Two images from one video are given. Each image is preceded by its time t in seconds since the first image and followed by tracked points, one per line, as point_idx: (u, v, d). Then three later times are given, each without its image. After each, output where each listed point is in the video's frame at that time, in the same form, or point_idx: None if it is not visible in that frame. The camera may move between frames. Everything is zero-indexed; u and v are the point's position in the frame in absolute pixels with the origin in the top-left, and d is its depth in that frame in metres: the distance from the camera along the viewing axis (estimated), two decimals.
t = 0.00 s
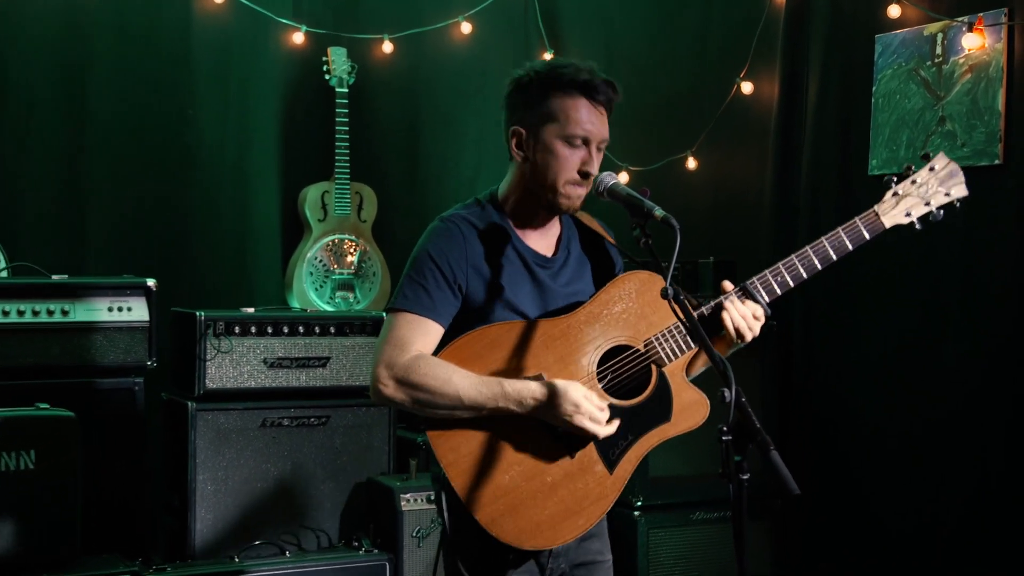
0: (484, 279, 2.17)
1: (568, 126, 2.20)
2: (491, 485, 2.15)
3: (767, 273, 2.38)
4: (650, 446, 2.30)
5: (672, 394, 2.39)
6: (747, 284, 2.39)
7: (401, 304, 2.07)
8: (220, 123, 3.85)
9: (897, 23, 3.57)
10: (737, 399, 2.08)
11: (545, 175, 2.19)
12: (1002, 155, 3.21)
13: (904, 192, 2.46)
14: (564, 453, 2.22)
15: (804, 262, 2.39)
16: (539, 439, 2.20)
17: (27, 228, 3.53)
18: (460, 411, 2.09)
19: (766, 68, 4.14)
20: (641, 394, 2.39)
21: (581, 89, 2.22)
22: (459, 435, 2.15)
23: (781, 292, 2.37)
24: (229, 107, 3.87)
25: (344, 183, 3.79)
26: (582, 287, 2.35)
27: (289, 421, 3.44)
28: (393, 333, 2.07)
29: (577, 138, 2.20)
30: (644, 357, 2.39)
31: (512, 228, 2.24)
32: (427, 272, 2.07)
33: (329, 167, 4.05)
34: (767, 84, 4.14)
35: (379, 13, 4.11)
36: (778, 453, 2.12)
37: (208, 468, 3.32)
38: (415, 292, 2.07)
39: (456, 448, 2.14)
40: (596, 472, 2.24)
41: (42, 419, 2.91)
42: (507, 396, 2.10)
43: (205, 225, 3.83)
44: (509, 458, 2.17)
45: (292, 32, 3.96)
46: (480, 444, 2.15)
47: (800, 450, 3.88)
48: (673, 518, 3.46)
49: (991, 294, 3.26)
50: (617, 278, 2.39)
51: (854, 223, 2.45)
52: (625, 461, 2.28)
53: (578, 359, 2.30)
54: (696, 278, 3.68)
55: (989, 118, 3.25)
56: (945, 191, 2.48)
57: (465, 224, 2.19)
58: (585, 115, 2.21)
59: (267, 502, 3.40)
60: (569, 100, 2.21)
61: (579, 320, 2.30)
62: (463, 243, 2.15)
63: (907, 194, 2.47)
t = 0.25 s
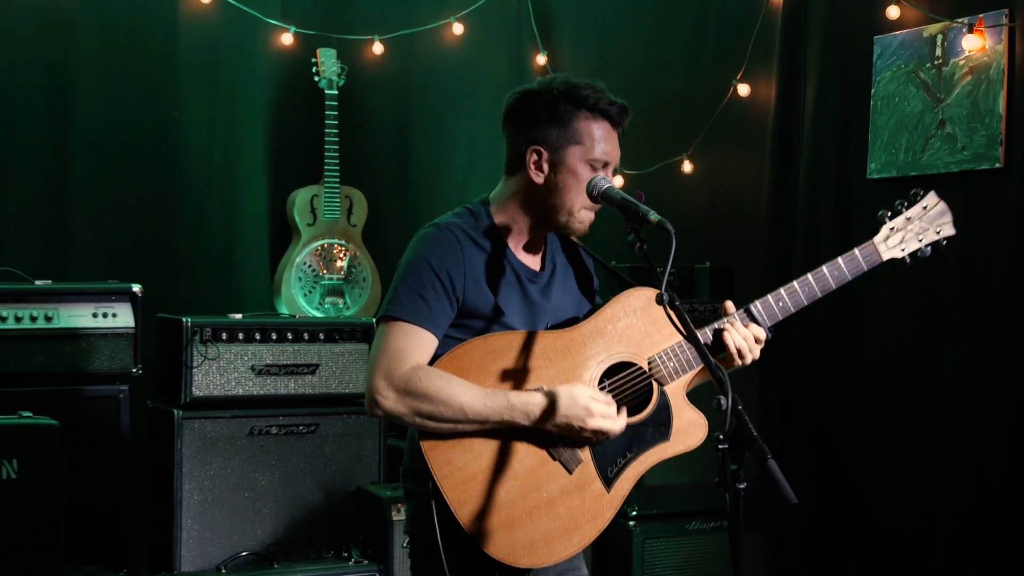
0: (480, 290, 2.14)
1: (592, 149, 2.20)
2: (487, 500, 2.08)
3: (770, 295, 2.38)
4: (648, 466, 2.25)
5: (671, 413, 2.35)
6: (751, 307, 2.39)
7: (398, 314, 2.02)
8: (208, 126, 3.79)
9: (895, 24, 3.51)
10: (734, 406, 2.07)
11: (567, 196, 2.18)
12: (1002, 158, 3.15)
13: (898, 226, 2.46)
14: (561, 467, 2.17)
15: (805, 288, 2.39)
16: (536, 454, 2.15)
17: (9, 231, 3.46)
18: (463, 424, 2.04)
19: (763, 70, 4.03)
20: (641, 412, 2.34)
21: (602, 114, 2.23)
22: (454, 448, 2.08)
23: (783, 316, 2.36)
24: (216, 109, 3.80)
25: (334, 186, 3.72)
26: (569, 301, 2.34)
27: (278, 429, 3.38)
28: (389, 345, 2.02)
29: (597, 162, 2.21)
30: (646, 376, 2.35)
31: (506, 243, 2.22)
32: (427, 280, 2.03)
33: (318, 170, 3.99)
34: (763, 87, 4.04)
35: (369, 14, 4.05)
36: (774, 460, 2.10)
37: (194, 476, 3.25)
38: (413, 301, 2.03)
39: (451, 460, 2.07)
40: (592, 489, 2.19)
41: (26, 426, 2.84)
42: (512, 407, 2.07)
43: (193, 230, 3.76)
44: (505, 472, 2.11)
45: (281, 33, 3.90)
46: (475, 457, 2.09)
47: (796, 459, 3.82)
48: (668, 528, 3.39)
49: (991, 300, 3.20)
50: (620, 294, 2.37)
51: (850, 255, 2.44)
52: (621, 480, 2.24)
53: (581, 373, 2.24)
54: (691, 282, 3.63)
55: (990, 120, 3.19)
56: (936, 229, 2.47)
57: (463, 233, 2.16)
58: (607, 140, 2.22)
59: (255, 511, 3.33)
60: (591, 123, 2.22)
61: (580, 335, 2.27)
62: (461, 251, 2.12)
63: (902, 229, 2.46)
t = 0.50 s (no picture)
0: (483, 283, 2.09)
1: (582, 127, 2.20)
2: (493, 499, 2.02)
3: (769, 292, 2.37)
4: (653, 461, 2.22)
5: (673, 409, 2.32)
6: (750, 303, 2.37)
7: (406, 307, 1.96)
8: (195, 128, 3.73)
9: (894, 25, 3.46)
10: (728, 413, 2.05)
11: (563, 174, 2.17)
12: (1002, 161, 3.10)
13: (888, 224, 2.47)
14: (569, 465, 2.13)
15: (802, 285, 2.38)
16: (540, 450, 2.11)
17: None
18: (477, 414, 2.00)
19: (760, 71, 4.01)
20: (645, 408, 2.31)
21: (586, 91, 2.24)
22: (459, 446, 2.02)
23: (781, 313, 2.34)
24: (204, 110, 3.75)
25: (324, 189, 3.66)
26: (564, 291, 2.29)
27: (267, 436, 3.32)
28: (398, 339, 1.96)
29: (589, 140, 2.21)
30: (650, 372, 2.32)
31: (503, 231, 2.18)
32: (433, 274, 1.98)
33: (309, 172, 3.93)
34: (760, 89, 4.02)
35: (360, 15, 3.99)
36: (770, 468, 2.04)
37: (181, 484, 3.19)
38: (420, 294, 1.97)
39: (456, 456, 2.01)
40: (598, 487, 2.15)
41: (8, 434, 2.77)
42: (526, 388, 2.05)
43: (180, 233, 3.71)
44: (510, 470, 2.06)
45: (270, 33, 3.84)
46: (479, 454, 2.04)
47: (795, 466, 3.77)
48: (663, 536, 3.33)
49: (991, 304, 3.15)
50: (622, 292, 2.34)
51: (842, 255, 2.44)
52: (626, 476, 2.20)
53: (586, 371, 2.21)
54: (686, 286, 3.59)
55: (989, 123, 3.14)
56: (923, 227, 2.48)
57: (462, 224, 2.10)
58: (595, 117, 2.22)
59: (243, 520, 3.27)
60: (579, 102, 2.22)
61: (583, 330, 2.23)
62: (462, 243, 2.07)
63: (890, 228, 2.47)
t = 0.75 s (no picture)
0: (473, 289, 2.11)
1: (576, 142, 2.19)
2: (490, 505, 2.03)
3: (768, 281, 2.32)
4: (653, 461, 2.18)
5: (672, 406, 2.27)
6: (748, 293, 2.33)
7: (392, 318, 2.00)
8: (183, 129, 3.69)
9: (890, 27, 3.43)
10: (724, 418, 1.99)
11: (551, 189, 2.17)
12: (999, 164, 3.07)
13: (895, 205, 2.37)
14: (564, 468, 2.11)
15: (803, 274, 2.32)
16: (536, 454, 2.10)
17: None
18: (463, 429, 2.00)
19: (755, 73, 3.96)
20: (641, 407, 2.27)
21: (587, 108, 2.22)
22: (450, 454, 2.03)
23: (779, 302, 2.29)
24: (193, 112, 3.71)
25: (313, 192, 3.63)
26: (568, 297, 2.30)
27: (256, 442, 3.28)
28: (385, 350, 1.99)
29: (582, 156, 2.19)
30: (645, 370, 2.27)
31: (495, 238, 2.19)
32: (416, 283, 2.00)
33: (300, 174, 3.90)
34: (756, 91, 3.96)
35: (351, 15, 3.95)
36: (766, 475, 1.99)
37: (169, 491, 3.15)
38: (406, 304, 2.00)
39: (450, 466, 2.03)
40: (597, 488, 2.12)
41: None
42: (512, 409, 2.03)
43: (168, 236, 3.67)
44: (506, 475, 2.06)
45: (259, 34, 3.80)
46: (472, 460, 2.05)
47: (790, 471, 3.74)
48: (657, 543, 3.29)
49: (988, 308, 3.12)
50: (614, 289, 2.29)
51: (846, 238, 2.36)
52: (627, 477, 2.17)
53: (578, 372, 2.19)
54: (682, 290, 3.54)
55: (986, 125, 3.11)
56: (933, 207, 2.38)
57: (453, 232, 2.13)
58: (592, 133, 2.20)
59: (232, 526, 3.24)
60: (577, 116, 2.20)
61: (573, 332, 2.21)
62: (452, 252, 2.09)
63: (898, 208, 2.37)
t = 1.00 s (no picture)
0: (468, 304, 2.09)
1: (555, 137, 2.16)
2: (474, 517, 2.04)
3: (763, 295, 2.27)
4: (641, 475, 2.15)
5: (663, 423, 2.21)
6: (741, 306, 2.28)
7: (381, 337, 2.00)
8: (174, 131, 3.66)
9: (885, 28, 3.41)
10: (718, 421, 1.99)
11: (541, 187, 2.13)
12: (995, 165, 3.05)
13: (905, 208, 2.27)
14: (550, 483, 2.09)
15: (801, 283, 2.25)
16: (524, 469, 2.08)
17: None
18: (446, 445, 1.99)
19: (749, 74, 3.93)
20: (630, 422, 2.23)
21: (562, 102, 2.21)
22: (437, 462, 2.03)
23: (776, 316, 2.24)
24: (183, 113, 3.68)
25: (305, 195, 3.60)
26: (572, 309, 2.26)
27: (247, 446, 3.25)
28: (372, 369, 2.00)
29: (566, 147, 2.16)
30: (634, 384, 2.22)
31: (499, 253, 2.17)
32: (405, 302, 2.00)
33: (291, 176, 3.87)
34: (750, 92, 3.93)
35: (343, 16, 3.93)
36: (759, 478, 2.01)
37: (160, 496, 3.11)
38: (395, 323, 2.01)
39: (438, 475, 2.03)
40: (583, 503, 2.10)
41: None
42: (492, 427, 2.00)
43: (158, 239, 3.64)
44: (493, 489, 2.05)
45: (250, 34, 3.77)
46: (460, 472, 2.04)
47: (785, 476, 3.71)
48: (652, 548, 3.26)
49: (985, 311, 3.10)
50: (604, 302, 2.25)
51: (853, 245, 2.27)
52: (614, 492, 2.13)
53: (565, 388, 2.16)
54: (676, 292, 3.53)
55: (983, 127, 3.09)
56: (949, 211, 2.30)
57: (448, 245, 2.12)
58: (571, 124, 2.17)
59: (223, 532, 3.20)
60: (552, 112, 2.19)
61: (560, 344, 2.16)
62: (445, 266, 2.08)
63: (910, 212, 2.27)
